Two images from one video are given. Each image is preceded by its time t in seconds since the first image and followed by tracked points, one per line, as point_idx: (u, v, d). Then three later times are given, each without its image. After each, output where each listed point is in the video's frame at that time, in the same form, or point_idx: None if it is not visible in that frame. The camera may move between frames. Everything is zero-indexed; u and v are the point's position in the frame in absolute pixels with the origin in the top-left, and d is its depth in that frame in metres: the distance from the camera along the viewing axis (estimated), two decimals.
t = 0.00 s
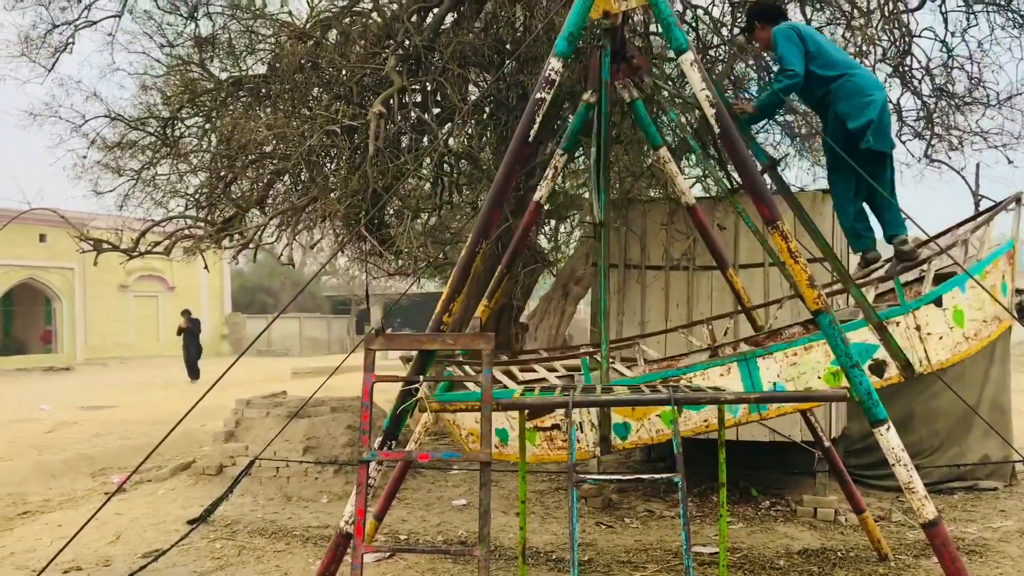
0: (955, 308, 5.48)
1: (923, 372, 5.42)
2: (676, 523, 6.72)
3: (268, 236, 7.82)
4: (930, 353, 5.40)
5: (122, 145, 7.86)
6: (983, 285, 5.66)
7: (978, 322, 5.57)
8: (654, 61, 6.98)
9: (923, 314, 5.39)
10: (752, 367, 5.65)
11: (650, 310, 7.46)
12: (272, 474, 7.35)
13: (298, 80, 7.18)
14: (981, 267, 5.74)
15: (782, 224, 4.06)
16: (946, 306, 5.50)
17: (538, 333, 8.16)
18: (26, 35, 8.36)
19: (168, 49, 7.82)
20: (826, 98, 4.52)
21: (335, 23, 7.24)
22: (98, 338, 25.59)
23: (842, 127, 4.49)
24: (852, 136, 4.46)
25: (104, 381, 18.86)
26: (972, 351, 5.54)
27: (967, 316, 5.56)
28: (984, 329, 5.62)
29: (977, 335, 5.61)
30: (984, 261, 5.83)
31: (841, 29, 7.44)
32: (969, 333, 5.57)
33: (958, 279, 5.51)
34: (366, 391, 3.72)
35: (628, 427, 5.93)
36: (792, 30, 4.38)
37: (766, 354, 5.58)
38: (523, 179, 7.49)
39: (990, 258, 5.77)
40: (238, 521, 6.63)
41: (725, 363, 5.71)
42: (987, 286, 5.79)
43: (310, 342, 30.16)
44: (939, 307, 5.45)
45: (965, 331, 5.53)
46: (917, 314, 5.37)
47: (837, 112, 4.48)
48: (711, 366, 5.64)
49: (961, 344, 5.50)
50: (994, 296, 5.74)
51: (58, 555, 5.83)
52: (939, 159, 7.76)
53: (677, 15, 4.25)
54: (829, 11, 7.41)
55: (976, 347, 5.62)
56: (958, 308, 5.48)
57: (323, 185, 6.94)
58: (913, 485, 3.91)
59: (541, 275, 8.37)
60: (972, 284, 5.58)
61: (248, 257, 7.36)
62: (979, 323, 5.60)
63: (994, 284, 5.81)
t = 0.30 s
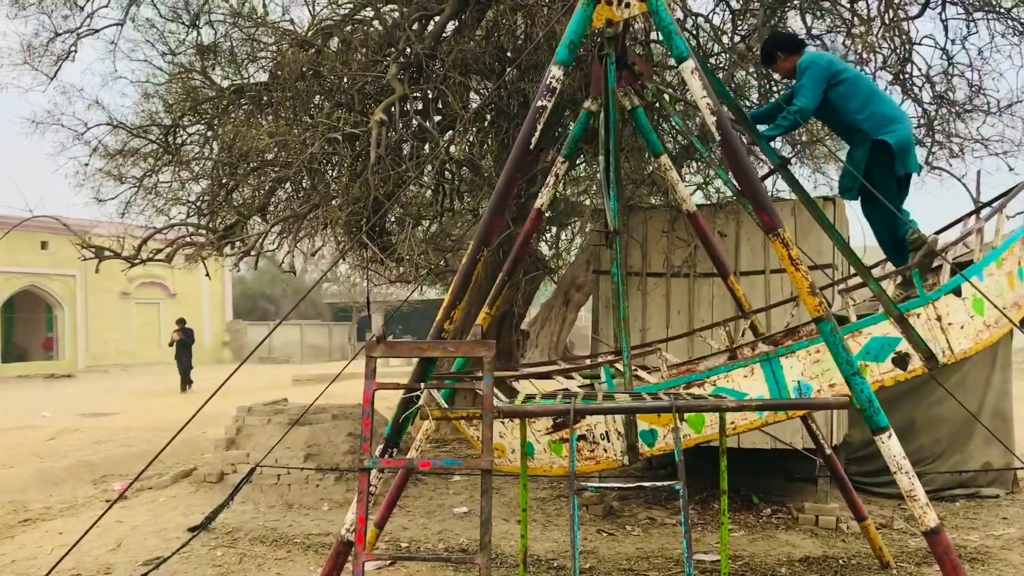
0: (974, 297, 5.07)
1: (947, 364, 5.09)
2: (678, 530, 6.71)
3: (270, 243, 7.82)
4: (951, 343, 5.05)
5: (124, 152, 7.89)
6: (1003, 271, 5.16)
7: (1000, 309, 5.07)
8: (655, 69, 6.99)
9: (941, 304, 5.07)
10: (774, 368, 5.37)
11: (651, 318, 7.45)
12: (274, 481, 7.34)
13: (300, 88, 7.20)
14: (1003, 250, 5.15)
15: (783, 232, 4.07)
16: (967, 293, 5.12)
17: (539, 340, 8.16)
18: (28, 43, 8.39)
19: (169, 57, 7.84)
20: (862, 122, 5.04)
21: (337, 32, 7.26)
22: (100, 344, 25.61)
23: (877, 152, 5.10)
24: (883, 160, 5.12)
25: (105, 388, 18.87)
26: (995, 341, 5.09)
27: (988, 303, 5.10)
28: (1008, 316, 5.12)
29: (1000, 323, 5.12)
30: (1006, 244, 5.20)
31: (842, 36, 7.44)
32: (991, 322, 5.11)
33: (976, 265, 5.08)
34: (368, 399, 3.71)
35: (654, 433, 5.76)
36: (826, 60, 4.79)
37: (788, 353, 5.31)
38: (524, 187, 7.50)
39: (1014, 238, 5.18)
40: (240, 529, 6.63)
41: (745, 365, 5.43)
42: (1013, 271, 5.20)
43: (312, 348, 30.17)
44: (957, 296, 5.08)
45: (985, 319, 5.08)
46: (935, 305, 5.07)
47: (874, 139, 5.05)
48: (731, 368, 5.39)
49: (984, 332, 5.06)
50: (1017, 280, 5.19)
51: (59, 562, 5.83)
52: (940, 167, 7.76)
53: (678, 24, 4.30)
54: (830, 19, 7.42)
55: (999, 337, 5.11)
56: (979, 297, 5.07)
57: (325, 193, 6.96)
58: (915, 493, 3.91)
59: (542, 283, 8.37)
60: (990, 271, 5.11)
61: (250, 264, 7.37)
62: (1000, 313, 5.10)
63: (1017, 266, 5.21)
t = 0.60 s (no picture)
0: (932, 346, 5.01)
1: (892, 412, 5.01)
2: (682, 536, 6.70)
3: (274, 247, 7.82)
4: (903, 392, 4.96)
5: (128, 156, 7.90)
6: (966, 326, 5.17)
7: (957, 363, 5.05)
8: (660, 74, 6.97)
9: (898, 349, 4.97)
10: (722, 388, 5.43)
11: (655, 322, 7.44)
12: (277, 485, 7.33)
13: (304, 92, 7.20)
14: (970, 305, 5.17)
15: (788, 237, 4.05)
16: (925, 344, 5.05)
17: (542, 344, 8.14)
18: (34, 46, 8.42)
19: (174, 60, 7.85)
20: (887, 171, 5.45)
21: (342, 36, 7.28)
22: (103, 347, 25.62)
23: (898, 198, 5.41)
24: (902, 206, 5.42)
25: (108, 391, 18.88)
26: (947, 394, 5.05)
27: (946, 356, 5.06)
28: (963, 370, 5.10)
29: (955, 377, 5.10)
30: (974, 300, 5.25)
31: (846, 42, 7.42)
32: (946, 375, 5.07)
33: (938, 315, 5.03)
34: (372, 403, 3.69)
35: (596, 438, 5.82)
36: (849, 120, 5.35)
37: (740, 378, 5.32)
38: (528, 192, 7.51)
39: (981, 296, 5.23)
40: (243, 533, 6.61)
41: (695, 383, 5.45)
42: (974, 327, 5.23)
43: (315, 353, 30.15)
44: (915, 343, 5.00)
45: (940, 371, 5.04)
46: (891, 349, 4.96)
47: (900, 186, 5.41)
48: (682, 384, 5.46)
49: (937, 384, 5.02)
50: (978, 336, 5.22)
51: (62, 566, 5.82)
52: (944, 172, 7.76)
53: (682, 29, 4.30)
54: (834, 24, 7.42)
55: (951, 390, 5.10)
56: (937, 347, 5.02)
57: (329, 197, 6.97)
58: (920, 498, 3.89)
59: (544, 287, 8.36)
60: (952, 323, 5.09)
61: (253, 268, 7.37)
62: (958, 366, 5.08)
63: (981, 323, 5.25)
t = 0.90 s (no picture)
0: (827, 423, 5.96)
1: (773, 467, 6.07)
2: (686, 540, 6.69)
3: (279, 249, 7.84)
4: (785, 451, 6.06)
5: (134, 159, 7.92)
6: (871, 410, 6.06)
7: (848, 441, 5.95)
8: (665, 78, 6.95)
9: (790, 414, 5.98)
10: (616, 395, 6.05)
11: (660, 325, 7.62)
12: (281, 487, 7.33)
13: (309, 94, 7.21)
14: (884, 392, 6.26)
15: (794, 241, 4.03)
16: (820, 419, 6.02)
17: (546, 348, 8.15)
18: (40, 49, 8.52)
19: (180, 63, 7.87)
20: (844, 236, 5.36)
21: (347, 39, 7.30)
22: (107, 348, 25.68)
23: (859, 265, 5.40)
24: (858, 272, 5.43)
25: (112, 393, 18.93)
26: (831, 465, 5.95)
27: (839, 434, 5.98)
28: (855, 450, 5.97)
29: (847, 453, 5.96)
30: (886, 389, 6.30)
31: (852, 45, 7.41)
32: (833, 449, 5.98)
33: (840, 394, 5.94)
34: (376, 406, 3.68)
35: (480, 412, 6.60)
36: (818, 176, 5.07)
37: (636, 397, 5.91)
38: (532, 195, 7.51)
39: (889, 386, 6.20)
40: (247, 535, 6.62)
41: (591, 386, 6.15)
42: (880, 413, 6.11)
43: (318, 355, 30.19)
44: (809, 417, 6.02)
45: (830, 447, 5.96)
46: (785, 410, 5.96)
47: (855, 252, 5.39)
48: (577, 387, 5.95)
49: (821, 456, 5.94)
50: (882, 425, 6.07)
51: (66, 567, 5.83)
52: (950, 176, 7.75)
53: (689, 33, 4.28)
54: (840, 27, 7.41)
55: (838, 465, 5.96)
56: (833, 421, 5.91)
57: (334, 200, 6.98)
58: (925, 503, 3.83)
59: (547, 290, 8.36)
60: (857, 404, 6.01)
61: (259, 271, 7.38)
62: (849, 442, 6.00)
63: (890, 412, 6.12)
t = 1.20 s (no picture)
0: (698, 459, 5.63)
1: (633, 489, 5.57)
2: (688, 542, 6.68)
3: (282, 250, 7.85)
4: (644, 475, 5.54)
5: (138, 159, 7.94)
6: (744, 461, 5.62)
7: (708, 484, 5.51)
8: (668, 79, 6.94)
9: (665, 441, 5.51)
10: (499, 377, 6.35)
11: (662, 328, 7.43)
12: (283, 488, 7.34)
13: (313, 95, 7.21)
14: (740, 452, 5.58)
15: (797, 243, 4.03)
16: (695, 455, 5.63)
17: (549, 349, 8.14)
18: (47, 50, 8.75)
19: (184, 64, 7.87)
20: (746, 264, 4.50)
21: (351, 40, 7.31)
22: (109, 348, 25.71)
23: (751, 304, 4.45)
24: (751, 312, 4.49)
25: (115, 393, 18.95)
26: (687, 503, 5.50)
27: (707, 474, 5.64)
28: (715, 496, 5.56)
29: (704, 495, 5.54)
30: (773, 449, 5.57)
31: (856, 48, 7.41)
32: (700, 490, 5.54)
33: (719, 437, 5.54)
34: (379, 406, 3.68)
35: (372, 358, 5.57)
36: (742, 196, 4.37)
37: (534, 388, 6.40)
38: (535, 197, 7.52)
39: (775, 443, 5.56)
40: (249, 536, 6.61)
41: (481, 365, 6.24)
42: (752, 467, 5.64)
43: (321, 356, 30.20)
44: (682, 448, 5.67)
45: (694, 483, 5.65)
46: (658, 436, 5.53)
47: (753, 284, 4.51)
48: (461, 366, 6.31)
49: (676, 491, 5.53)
50: (751, 479, 5.60)
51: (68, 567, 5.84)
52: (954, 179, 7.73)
53: (692, 35, 4.29)
54: (844, 30, 7.40)
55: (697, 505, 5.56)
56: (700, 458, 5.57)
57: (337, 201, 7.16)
58: (929, 506, 3.83)
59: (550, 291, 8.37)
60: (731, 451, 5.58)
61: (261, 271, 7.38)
62: (713, 487, 5.59)
63: (763, 469, 5.61)
